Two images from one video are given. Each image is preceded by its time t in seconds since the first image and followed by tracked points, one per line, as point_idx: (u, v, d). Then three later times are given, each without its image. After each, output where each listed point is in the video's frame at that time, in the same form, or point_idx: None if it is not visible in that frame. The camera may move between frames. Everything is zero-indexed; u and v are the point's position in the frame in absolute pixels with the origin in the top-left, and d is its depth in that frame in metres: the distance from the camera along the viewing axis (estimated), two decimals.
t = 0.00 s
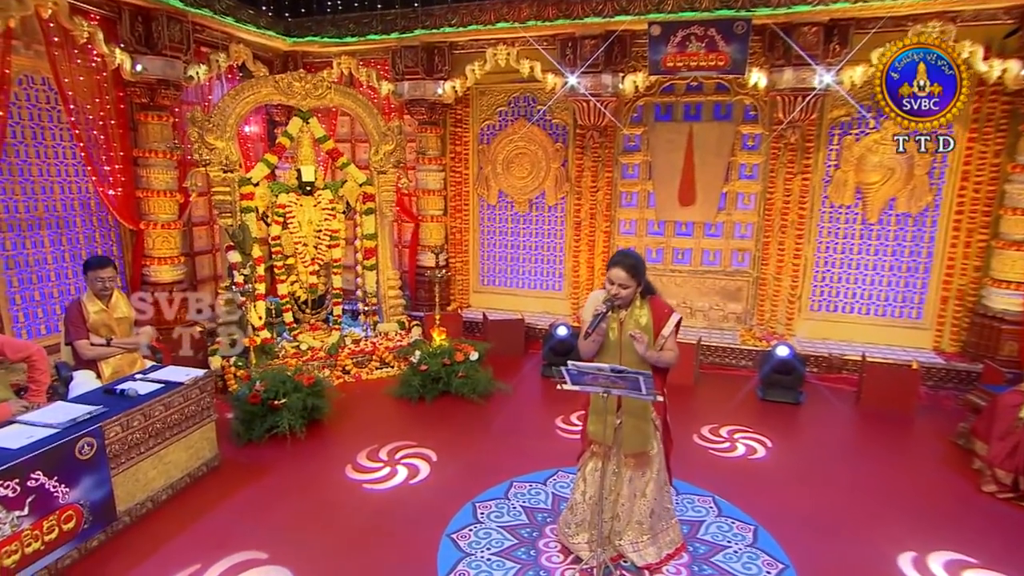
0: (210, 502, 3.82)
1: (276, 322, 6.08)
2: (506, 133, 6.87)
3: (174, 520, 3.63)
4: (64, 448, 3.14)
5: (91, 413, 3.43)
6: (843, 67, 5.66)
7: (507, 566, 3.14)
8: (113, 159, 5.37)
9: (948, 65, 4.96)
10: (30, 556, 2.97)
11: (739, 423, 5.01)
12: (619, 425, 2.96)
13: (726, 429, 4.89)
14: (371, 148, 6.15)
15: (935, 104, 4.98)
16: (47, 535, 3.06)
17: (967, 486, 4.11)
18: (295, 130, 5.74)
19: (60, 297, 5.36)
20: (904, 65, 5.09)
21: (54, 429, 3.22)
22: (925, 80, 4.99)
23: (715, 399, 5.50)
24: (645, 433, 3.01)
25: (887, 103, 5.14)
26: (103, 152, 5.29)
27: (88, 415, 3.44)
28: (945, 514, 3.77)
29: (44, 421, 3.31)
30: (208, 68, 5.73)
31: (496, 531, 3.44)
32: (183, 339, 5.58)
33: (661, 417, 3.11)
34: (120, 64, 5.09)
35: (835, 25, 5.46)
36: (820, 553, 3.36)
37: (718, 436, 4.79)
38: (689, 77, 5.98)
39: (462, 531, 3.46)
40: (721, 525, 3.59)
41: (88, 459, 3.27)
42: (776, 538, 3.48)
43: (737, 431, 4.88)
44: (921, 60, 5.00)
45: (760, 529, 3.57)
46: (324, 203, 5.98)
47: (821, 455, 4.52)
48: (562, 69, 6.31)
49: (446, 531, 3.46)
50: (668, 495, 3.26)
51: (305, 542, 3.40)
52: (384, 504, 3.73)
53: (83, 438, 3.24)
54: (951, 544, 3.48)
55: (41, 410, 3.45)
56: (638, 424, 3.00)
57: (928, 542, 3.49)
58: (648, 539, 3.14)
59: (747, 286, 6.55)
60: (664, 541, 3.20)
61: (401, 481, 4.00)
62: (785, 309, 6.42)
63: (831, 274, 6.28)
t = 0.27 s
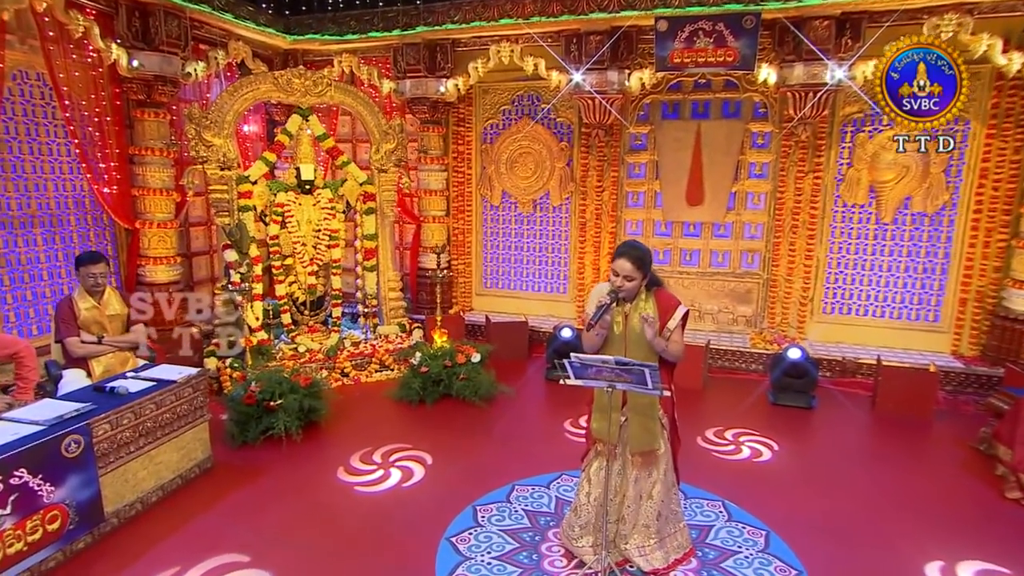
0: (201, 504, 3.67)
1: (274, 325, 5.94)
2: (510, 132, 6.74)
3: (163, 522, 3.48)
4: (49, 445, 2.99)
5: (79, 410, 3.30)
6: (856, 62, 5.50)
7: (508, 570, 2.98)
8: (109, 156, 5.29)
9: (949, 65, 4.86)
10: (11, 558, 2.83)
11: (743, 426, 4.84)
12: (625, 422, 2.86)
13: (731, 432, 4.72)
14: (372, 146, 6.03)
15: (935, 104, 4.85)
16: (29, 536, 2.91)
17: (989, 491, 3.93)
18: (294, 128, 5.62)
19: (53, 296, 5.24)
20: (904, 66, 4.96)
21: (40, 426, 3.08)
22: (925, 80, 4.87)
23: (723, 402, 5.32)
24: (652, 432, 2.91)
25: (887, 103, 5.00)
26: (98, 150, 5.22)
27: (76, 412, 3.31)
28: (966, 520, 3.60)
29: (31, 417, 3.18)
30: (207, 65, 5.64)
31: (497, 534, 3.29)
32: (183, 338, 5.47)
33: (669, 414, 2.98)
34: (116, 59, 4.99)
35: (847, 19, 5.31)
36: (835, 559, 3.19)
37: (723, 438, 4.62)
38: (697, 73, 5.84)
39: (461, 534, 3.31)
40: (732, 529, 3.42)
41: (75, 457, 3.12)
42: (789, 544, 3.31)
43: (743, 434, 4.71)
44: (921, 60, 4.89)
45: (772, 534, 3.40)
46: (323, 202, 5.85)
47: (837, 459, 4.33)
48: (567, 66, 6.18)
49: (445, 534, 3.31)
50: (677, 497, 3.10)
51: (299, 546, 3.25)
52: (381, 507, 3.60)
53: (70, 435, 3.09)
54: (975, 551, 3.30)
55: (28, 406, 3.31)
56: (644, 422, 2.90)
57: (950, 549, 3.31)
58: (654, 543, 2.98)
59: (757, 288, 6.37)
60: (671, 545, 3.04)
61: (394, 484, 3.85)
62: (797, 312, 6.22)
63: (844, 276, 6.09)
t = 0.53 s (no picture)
0: (192, 509, 3.53)
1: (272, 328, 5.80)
2: (514, 133, 6.63)
3: (152, 527, 3.34)
4: (32, 445, 2.86)
5: (65, 409, 3.19)
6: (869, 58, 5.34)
7: None
8: (104, 156, 5.18)
9: (949, 65, 4.77)
10: None
11: (747, 431, 4.69)
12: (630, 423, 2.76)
13: (735, 437, 4.56)
14: (373, 147, 5.92)
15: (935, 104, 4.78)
16: (10, 539, 2.77)
17: (1010, 499, 3.75)
18: (293, 127, 5.50)
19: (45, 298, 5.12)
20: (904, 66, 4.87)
21: (24, 425, 2.96)
22: (925, 80, 4.80)
23: (732, 408, 5.14)
24: (659, 433, 2.77)
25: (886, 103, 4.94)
26: (94, 149, 5.12)
27: (62, 412, 3.19)
28: (986, 528, 3.42)
29: (14, 416, 3.06)
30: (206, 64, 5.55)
31: (498, 540, 3.15)
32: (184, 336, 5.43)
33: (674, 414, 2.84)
34: (112, 57, 4.89)
35: (859, 15, 5.17)
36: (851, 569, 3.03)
37: (727, 444, 4.46)
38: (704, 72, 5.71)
39: (461, 540, 3.18)
40: (743, 537, 3.27)
41: (60, 457, 3.00)
42: (803, 553, 3.15)
43: (747, 439, 4.55)
44: (921, 60, 4.80)
45: (784, 543, 3.24)
46: (323, 203, 5.73)
47: (853, 467, 4.14)
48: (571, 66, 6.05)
49: (443, 540, 3.18)
50: (684, 501, 2.95)
51: (292, 552, 3.11)
52: (378, 512, 3.47)
53: (55, 435, 2.97)
54: (997, 561, 3.13)
55: (13, 406, 3.18)
56: (650, 423, 2.76)
57: (972, 559, 3.14)
58: (661, 549, 2.83)
59: (767, 292, 6.19)
60: (679, 552, 2.89)
61: (385, 489, 3.71)
62: (809, 317, 6.03)
63: (857, 279, 5.91)
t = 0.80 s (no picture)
0: (186, 514, 3.40)
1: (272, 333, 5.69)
2: (519, 135, 6.54)
3: (144, 532, 3.22)
4: (21, 445, 2.75)
5: (57, 410, 3.07)
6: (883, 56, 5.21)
7: None
8: (103, 157, 5.10)
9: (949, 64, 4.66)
10: None
11: (754, 437, 4.54)
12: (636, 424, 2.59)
13: (740, 444, 4.41)
14: (375, 148, 5.82)
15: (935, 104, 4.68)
16: None
17: None
18: (294, 129, 5.41)
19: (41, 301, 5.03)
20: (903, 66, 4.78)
21: (13, 425, 2.85)
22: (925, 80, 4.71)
23: (742, 414, 4.99)
24: (664, 436, 2.63)
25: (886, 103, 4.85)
26: (92, 150, 5.04)
27: (54, 412, 3.07)
28: (1010, 538, 3.26)
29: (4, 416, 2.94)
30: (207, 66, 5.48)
31: (499, 547, 3.02)
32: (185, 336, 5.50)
33: (682, 416, 2.70)
34: (111, 57, 4.82)
35: (872, 12, 5.05)
36: None
37: (732, 450, 4.31)
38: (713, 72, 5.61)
39: (461, 546, 3.04)
40: (754, 546, 3.12)
41: (51, 458, 2.89)
42: (818, 563, 2.99)
43: (753, 445, 4.40)
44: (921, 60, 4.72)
45: (798, 552, 3.08)
46: (324, 205, 5.63)
47: (872, 477, 3.95)
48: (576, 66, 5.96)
49: (443, 546, 3.05)
50: (693, 507, 2.81)
51: (288, 559, 2.97)
52: (377, 517, 3.34)
53: (45, 435, 2.86)
54: None
55: (3, 406, 3.07)
56: (655, 425, 2.62)
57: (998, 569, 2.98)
58: (668, 557, 2.68)
59: (778, 297, 6.03)
60: (687, 560, 2.74)
61: (381, 495, 3.58)
62: (821, 323, 5.87)
63: (871, 283, 5.74)
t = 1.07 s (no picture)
0: (180, 519, 3.26)
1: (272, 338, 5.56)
2: (525, 137, 6.43)
3: (135, 537, 3.08)
4: (10, 445, 2.63)
5: (48, 410, 2.94)
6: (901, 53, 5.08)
7: None
8: (102, 158, 5.03)
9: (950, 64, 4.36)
10: None
11: (762, 444, 4.36)
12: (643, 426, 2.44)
13: (747, 450, 4.25)
14: (379, 150, 5.72)
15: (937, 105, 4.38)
16: None
17: None
18: (296, 130, 5.32)
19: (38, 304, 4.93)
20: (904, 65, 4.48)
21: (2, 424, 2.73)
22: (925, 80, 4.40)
23: (755, 421, 4.81)
24: (672, 438, 2.48)
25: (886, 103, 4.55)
26: (92, 151, 4.98)
27: (45, 412, 2.95)
28: None
29: None
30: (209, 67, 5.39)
31: (502, 554, 2.86)
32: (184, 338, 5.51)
33: (690, 417, 2.56)
34: (112, 57, 4.75)
35: (888, 8, 4.92)
36: None
37: (739, 456, 4.15)
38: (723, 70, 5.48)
39: (462, 553, 2.89)
40: (769, 556, 2.94)
41: (41, 459, 2.76)
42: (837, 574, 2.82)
43: (761, 452, 4.23)
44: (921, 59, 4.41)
45: (816, 563, 2.91)
46: (326, 208, 5.51)
47: (897, 487, 3.73)
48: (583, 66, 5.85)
49: (443, 553, 2.89)
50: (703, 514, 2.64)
51: (283, 566, 2.82)
52: (377, 523, 3.19)
53: (36, 435, 2.74)
54: None
55: None
56: (661, 426, 2.47)
57: None
58: (677, 565, 2.52)
59: (793, 302, 5.85)
60: (696, 569, 2.58)
61: (382, 500, 3.43)
62: (837, 329, 5.68)
63: (889, 288, 5.55)
